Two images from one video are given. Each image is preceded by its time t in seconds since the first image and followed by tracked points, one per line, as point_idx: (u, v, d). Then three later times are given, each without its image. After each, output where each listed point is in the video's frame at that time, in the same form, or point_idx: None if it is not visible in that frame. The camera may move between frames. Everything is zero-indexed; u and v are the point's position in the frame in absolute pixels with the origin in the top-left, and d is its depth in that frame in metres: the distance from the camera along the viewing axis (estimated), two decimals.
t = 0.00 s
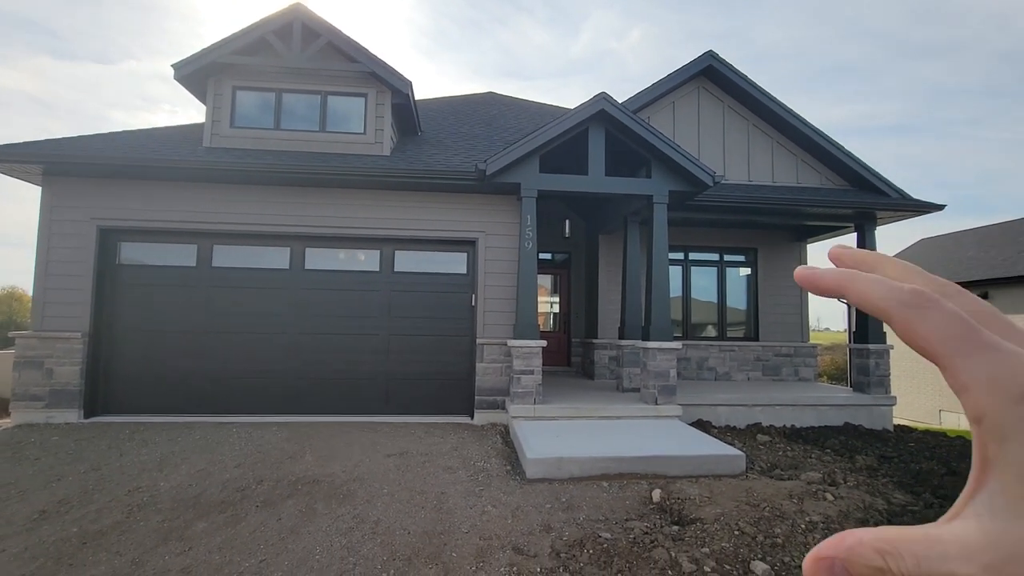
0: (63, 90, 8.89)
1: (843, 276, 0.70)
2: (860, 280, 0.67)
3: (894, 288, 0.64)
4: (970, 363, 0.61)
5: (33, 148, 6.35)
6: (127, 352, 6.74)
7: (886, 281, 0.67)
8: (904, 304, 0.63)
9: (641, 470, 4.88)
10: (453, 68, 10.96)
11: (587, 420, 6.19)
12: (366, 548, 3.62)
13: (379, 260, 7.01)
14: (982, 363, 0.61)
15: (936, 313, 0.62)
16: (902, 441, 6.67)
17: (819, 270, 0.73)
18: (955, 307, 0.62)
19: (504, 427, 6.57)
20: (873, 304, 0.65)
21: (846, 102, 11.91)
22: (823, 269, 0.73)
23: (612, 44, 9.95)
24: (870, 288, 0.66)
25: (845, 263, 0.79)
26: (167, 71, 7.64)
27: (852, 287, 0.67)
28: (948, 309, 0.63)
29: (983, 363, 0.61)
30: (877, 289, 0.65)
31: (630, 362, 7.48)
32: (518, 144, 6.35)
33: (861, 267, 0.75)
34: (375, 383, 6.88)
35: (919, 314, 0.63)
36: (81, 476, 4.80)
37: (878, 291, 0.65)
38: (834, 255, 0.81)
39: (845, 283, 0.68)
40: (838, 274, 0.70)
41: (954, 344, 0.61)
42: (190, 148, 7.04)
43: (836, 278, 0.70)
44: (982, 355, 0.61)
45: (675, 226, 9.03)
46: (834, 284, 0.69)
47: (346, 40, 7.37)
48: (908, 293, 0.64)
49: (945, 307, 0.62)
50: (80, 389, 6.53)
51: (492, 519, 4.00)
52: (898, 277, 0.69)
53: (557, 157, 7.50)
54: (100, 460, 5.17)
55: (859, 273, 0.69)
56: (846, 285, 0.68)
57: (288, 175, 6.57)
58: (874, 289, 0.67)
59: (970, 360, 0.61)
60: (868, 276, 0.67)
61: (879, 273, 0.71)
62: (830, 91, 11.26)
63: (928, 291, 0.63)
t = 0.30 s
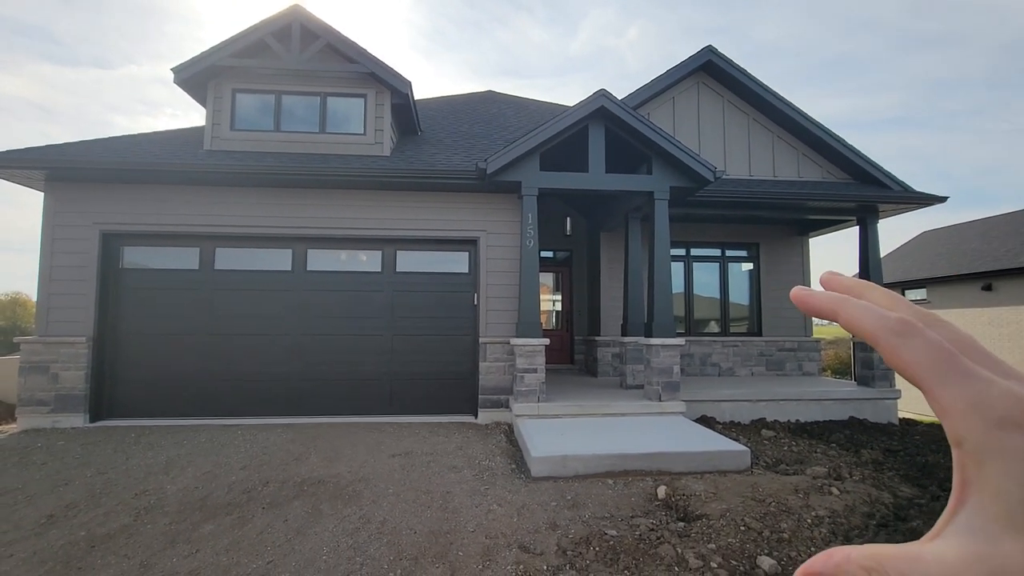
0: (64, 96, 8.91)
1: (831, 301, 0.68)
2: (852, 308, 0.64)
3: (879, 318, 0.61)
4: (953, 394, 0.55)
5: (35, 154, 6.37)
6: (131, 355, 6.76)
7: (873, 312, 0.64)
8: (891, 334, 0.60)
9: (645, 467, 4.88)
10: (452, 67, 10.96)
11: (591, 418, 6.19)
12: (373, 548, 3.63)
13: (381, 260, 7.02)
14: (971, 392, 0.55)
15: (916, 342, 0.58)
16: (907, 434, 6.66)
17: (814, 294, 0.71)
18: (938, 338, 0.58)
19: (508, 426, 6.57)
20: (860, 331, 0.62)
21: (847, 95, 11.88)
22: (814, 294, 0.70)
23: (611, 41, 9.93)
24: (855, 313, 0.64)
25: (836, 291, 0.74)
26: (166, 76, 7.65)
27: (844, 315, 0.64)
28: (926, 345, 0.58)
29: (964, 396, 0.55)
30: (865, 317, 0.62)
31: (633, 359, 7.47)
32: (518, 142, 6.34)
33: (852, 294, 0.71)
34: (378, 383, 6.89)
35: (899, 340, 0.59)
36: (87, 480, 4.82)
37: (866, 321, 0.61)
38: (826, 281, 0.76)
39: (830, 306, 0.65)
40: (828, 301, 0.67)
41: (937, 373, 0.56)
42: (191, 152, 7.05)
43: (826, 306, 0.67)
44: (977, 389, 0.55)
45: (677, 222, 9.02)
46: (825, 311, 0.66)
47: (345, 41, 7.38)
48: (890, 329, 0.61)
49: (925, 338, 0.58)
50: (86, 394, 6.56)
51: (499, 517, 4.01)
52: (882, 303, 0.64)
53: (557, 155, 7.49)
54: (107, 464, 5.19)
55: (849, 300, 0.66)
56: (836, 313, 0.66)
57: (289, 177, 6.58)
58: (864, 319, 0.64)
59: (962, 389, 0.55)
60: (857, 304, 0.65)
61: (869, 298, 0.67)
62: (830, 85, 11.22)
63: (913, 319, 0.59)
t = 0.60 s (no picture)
0: (62, 102, 8.91)
1: (848, 295, 0.68)
2: (866, 301, 0.65)
3: (898, 311, 0.61)
4: (975, 383, 0.55)
5: (34, 160, 6.38)
6: (133, 360, 6.77)
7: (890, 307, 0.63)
8: (906, 325, 0.59)
9: (648, 465, 4.88)
10: (449, 68, 10.96)
11: (593, 416, 6.19)
12: (377, 550, 3.63)
13: (381, 262, 7.02)
14: (992, 381, 0.54)
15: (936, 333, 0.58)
16: (910, 429, 6.65)
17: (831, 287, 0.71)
18: (957, 328, 0.57)
19: (510, 425, 6.57)
20: (876, 323, 0.62)
21: (845, 90, 11.86)
22: (829, 288, 0.71)
23: (608, 39, 9.93)
24: (870, 306, 0.64)
25: (853, 286, 0.74)
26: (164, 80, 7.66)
27: (858, 309, 0.65)
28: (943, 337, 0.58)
29: (983, 386, 0.55)
30: (880, 308, 0.63)
31: (634, 357, 7.47)
32: (516, 141, 6.34)
33: (868, 288, 0.71)
34: (380, 385, 6.90)
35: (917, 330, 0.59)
36: (91, 485, 4.83)
37: (882, 313, 0.62)
38: (840, 276, 0.77)
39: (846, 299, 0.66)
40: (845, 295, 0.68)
41: (955, 361, 0.56)
42: (190, 156, 7.06)
43: (841, 300, 0.68)
44: (997, 379, 0.54)
45: (677, 220, 9.01)
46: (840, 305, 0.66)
47: (342, 43, 7.37)
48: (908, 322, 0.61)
49: (944, 328, 0.58)
50: (89, 399, 6.57)
51: (502, 517, 4.02)
52: (897, 295, 0.65)
53: (556, 154, 7.49)
54: (111, 469, 5.20)
55: (865, 292, 0.67)
56: (852, 306, 0.66)
57: (288, 180, 6.58)
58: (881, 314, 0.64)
59: (984, 378, 0.55)
60: (871, 296, 0.65)
61: (885, 290, 0.67)
62: (828, 80, 11.21)
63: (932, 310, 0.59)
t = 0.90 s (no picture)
0: (70, 104, 8.98)
1: (867, 295, 0.69)
2: (886, 301, 0.65)
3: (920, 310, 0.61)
4: (1003, 381, 0.54)
5: (42, 162, 6.43)
6: (140, 360, 6.82)
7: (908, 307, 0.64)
8: (930, 325, 0.60)
9: (654, 464, 4.87)
10: (453, 67, 10.96)
11: (598, 416, 6.17)
12: (383, 549, 3.64)
13: (386, 262, 7.03)
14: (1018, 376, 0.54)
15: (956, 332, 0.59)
16: (919, 428, 6.60)
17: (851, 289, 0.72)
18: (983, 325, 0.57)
19: (515, 424, 6.57)
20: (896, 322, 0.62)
21: (851, 87, 11.76)
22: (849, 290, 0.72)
23: (612, 38, 9.89)
24: (890, 306, 0.64)
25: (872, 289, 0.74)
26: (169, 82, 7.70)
27: (879, 309, 0.65)
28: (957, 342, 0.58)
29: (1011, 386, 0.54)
30: (902, 310, 0.63)
31: (640, 356, 7.45)
32: (520, 141, 6.33)
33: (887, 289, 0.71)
34: (385, 384, 6.92)
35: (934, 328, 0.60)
36: (100, 485, 4.87)
37: (904, 313, 0.62)
38: (855, 280, 0.77)
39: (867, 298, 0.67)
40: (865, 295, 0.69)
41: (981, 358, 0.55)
42: (196, 157, 7.09)
43: (860, 302, 0.68)
44: None
45: (682, 218, 8.98)
46: (861, 306, 0.67)
47: (346, 44, 7.40)
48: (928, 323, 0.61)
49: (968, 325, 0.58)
50: (97, 399, 6.62)
51: (508, 516, 4.02)
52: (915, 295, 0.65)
53: (560, 153, 7.48)
54: (119, 469, 5.24)
55: (884, 293, 0.67)
56: (872, 307, 0.67)
57: (293, 181, 6.60)
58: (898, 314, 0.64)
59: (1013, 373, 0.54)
60: (891, 297, 0.66)
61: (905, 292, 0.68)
62: (834, 76, 11.13)
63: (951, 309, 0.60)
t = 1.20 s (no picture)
0: (70, 104, 8.98)
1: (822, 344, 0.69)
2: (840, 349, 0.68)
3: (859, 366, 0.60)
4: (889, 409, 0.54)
5: (43, 162, 6.44)
6: (141, 360, 6.83)
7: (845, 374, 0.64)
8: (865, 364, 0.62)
9: (654, 463, 4.88)
10: (453, 66, 10.96)
11: (598, 415, 6.18)
12: (383, 548, 3.64)
13: (386, 261, 7.04)
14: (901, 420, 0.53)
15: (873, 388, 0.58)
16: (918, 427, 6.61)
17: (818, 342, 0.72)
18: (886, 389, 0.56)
19: (515, 423, 6.58)
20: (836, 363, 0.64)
21: (851, 85, 11.75)
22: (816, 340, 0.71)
23: (612, 36, 9.88)
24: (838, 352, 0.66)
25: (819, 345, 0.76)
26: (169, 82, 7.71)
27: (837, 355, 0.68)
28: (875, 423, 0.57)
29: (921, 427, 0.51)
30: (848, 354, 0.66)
31: (640, 355, 7.45)
32: (520, 140, 6.33)
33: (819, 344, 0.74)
34: (386, 384, 6.93)
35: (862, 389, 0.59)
36: (101, 484, 4.87)
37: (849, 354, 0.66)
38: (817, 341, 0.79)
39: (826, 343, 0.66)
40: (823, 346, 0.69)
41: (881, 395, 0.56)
42: (196, 157, 7.10)
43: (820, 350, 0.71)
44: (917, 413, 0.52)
45: (681, 217, 8.98)
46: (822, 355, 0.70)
47: (345, 44, 7.40)
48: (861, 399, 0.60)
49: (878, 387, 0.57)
50: (98, 399, 6.63)
51: (508, 515, 4.02)
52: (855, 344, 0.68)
53: (560, 152, 7.48)
54: (120, 468, 5.25)
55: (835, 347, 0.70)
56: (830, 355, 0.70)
57: (293, 180, 6.61)
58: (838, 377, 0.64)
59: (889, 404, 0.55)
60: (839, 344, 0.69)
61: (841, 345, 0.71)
62: (834, 75, 11.13)
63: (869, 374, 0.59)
